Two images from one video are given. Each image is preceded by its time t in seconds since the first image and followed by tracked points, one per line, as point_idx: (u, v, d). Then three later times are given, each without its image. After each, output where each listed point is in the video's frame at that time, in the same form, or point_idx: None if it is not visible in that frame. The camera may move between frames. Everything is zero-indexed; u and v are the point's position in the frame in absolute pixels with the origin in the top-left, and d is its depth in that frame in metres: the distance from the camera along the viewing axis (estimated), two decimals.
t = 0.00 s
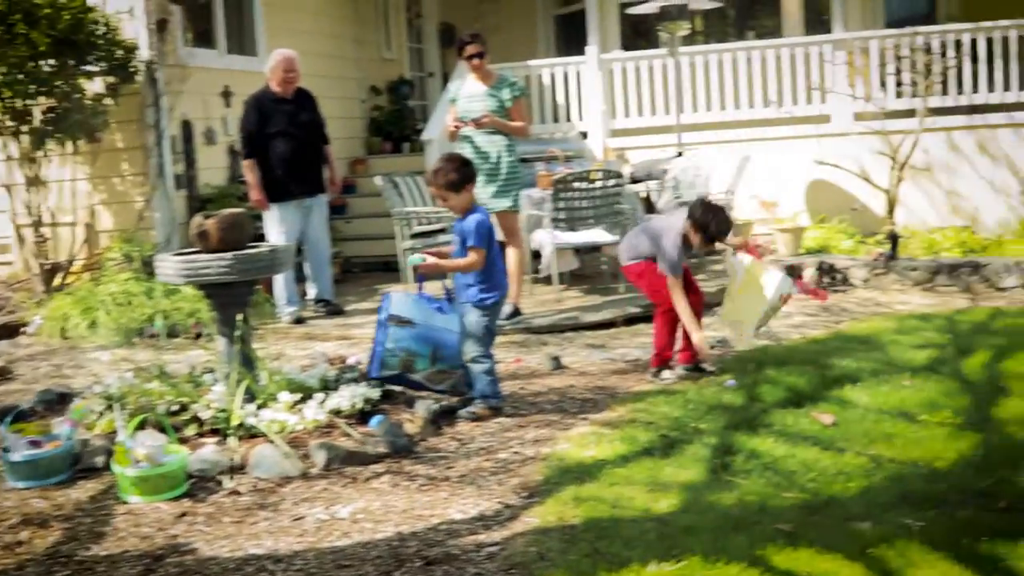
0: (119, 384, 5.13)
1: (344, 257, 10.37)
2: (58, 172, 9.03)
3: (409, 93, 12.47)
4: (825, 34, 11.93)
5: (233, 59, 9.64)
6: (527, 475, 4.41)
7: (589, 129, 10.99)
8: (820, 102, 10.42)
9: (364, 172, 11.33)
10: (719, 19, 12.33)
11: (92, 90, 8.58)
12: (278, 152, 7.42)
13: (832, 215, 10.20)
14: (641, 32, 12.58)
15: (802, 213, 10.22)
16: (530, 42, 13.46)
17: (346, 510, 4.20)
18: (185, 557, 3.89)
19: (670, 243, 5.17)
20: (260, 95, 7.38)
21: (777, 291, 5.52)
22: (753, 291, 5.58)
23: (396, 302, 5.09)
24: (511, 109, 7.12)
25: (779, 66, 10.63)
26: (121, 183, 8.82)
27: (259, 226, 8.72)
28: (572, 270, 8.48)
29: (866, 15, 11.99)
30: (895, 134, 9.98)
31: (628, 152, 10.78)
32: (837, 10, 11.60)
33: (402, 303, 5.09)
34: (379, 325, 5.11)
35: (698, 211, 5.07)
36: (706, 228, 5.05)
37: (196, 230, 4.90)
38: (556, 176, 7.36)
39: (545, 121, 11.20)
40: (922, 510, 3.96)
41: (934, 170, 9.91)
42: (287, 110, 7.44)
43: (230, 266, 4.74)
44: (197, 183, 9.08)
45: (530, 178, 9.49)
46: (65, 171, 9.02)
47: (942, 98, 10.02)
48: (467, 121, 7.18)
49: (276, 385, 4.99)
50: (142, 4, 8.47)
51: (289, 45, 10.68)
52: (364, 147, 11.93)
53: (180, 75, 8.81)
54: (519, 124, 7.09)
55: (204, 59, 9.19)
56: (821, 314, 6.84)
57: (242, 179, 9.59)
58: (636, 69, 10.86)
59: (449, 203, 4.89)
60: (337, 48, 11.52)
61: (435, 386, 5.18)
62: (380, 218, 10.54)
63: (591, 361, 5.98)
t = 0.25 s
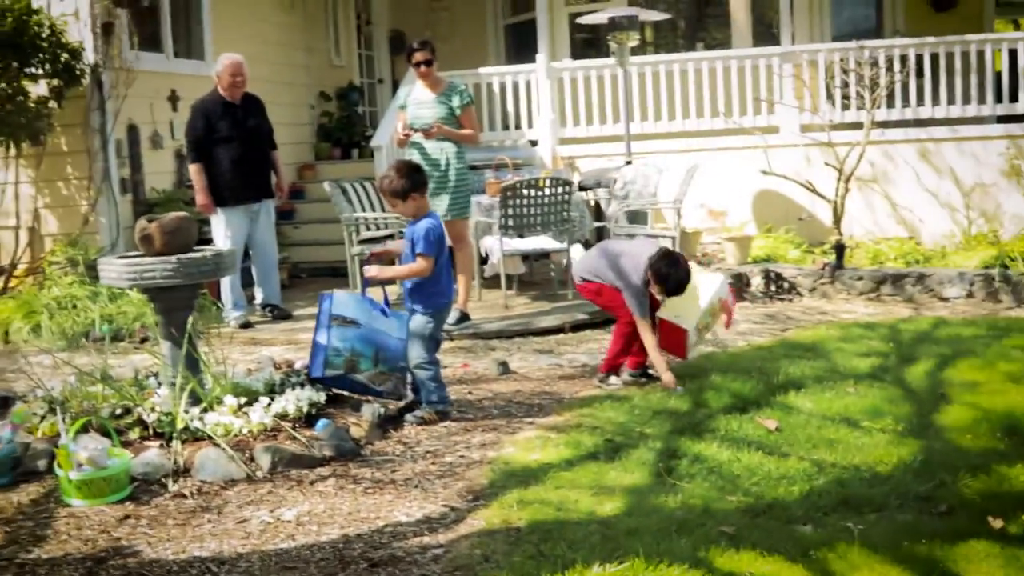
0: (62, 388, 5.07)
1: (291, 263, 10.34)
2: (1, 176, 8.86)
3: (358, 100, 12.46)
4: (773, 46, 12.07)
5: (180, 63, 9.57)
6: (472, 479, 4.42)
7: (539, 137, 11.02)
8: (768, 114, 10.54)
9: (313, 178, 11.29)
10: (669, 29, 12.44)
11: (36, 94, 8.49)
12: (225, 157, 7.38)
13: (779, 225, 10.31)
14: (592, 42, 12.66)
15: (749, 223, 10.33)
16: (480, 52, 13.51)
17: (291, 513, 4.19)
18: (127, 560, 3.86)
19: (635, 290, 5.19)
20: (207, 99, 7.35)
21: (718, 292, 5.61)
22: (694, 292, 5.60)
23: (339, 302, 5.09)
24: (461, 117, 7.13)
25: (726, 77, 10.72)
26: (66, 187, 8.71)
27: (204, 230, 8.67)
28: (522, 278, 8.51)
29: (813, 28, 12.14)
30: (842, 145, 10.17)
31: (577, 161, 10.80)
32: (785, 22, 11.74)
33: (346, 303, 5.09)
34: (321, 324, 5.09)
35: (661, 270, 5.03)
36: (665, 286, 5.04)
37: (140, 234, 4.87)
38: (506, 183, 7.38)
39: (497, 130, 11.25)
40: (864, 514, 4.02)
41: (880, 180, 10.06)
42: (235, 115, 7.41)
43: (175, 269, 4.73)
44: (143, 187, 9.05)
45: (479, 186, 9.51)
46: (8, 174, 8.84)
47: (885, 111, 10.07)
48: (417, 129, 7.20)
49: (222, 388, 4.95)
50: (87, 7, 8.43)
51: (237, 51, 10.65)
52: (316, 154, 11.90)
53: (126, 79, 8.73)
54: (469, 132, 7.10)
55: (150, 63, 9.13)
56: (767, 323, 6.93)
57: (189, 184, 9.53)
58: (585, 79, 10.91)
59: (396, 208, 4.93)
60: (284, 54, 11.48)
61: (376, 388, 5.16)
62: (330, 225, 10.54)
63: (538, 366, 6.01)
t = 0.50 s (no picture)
0: (36, 375, 5.04)
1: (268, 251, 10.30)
2: None
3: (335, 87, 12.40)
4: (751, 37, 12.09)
5: (155, 49, 9.48)
6: (448, 468, 4.43)
7: (517, 127, 10.99)
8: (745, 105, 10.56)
9: (290, 165, 11.25)
10: (647, 20, 12.44)
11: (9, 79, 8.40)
12: (201, 145, 7.34)
13: (755, 216, 10.35)
14: (570, 32, 12.65)
15: (726, 214, 10.37)
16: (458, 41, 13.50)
17: (266, 501, 4.18)
18: (101, 548, 3.84)
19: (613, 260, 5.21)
20: (183, 87, 7.30)
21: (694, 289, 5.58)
22: (674, 285, 5.54)
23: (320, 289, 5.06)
24: (438, 105, 7.11)
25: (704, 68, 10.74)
26: (40, 173, 8.64)
27: (180, 217, 8.63)
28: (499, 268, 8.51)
29: (790, 20, 12.17)
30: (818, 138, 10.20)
31: (554, 151, 10.79)
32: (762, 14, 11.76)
33: (326, 293, 5.07)
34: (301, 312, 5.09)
35: (642, 237, 5.02)
36: (647, 258, 5.02)
37: (114, 220, 4.83)
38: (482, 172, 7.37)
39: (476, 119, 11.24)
40: (837, 506, 4.06)
41: (857, 173, 10.14)
42: (211, 102, 7.36)
43: (150, 257, 4.70)
44: (119, 174, 8.98)
45: (457, 175, 9.50)
46: None
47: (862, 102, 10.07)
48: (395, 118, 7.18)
49: (197, 376, 4.93)
50: None
51: (213, 36, 10.58)
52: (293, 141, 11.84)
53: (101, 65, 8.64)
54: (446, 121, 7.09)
55: (125, 49, 9.04)
56: (744, 314, 6.96)
57: (165, 170, 9.46)
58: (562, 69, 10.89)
59: (373, 197, 4.93)
60: (260, 40, 11.40)
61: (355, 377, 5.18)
62: (307, 213, 10.51)
63: (514, 356, 6.02)
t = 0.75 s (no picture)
0: (27, 359, 5.02)
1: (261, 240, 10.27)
2: None
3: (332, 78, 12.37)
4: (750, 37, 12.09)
5: (152, 35, 9.43)
6: (439, 462, 4.42)
7: (513, 122, 10.98)
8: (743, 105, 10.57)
9: (285, 155, 11.22)
10: (646, 17, 12.44)
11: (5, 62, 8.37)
12: (197, 132, 7.31)
13: (751, 216, 10.35)
14: (569, 28, 12.63)
15: (721, 213, 10.37)
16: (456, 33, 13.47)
17: (257, 491, 4.17)
18: (91, 534, 3.83)
19: (601, 212, 5.20)
20: (179, 74, 7.28)
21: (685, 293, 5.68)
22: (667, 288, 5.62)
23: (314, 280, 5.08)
24: (435, 98, 7.09)
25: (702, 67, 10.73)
26: (35, 157, 8.64)
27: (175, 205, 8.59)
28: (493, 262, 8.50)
29: (789, 21, 12.18)
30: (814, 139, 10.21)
31: (551, 146, 10.79)
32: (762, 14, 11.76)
33: (324, 282, 5.07)
34: (298, 301, 5.08)
35: (637, 184, 5.07)
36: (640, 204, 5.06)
37: (109, 206, 4.81)
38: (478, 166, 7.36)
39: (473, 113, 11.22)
40: (828, 508, 4.07)
41: (854, 176, 10.16)
42: (207, 90, 7.34)
43: (145, 243, 4.69)
44: (114, 159, 8.93)
45: (452, 168, 9.48)
46: None
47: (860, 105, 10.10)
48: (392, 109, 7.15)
49: (189, 364, 4.91)
50: None
51: (211, 23, 10.52)
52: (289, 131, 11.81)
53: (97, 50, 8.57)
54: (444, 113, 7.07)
55: (121, 35, 8.99)
56: (738, 314, 6.97)
57: (160, 157, 9.42)
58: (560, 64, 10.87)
59: (363, 189, 4.89)
60: (258, 29, 11.35)
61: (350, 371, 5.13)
62: (302, 204, 10.47)
63: (507, 351, 6.01)
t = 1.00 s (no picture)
0: (37, 347, 5.00)
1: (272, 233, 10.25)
2: None
3: (346, 71, 12.34)
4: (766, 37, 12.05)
5: (166, 25, 9.41)
6: (448, 459, 4.39)
7: (527, 118, 10.95)
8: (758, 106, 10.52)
9: (297, 147, 11.19)
10: (662, 16, 12.40)
11: (20, 48, 8.36)
12: (209, 123, 7.29)
13: (764, 218, 10.31)
14: (585, 25, 12.59)
15: (734, 214, 10.34)
16: (471, 28, 13.42)
17: (265, 485, 4.14)
18: (97, 525, 3.81)
19: (608, 180, 5.21)
20: (193, 63, 7.25)
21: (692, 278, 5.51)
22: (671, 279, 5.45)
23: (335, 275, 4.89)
24: (450, 92, 7.04)
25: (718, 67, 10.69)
26: (47, 144, 8.62)
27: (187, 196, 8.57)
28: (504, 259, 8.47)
29: (807, 22, 12.14)
30: (830, 141, 10.16)
31: (564, 144, 10.76)
32: (779, 15, 11.72)
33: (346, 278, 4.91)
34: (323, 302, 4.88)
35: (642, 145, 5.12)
36: (647, 163, 5.08)
37: (121, 194, 4.79)
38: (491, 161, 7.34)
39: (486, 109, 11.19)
40: (841, 514, 4.03)
41: (869, 180, 10.12)
42: (221, 80, 7.32)
43: (156, 233, 4.66)
44: (126, 148, 8.91)
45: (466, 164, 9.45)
46: None
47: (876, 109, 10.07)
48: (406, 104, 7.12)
49: (199, 355, 4.89)
50: None
51: (226, 14, 10.50)
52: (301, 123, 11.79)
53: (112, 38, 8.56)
54: (458, 109, 7.02)
55: (136, 23, 8.97)
56: (750, 316, 6.93)
57: (172, 147, 9.39)
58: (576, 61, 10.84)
59: (372, 183, 4.83)
60: (272, 20, 11.33)
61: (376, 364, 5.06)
62: (313, 196, 10.45)
63: (518, 349, 5.98)
